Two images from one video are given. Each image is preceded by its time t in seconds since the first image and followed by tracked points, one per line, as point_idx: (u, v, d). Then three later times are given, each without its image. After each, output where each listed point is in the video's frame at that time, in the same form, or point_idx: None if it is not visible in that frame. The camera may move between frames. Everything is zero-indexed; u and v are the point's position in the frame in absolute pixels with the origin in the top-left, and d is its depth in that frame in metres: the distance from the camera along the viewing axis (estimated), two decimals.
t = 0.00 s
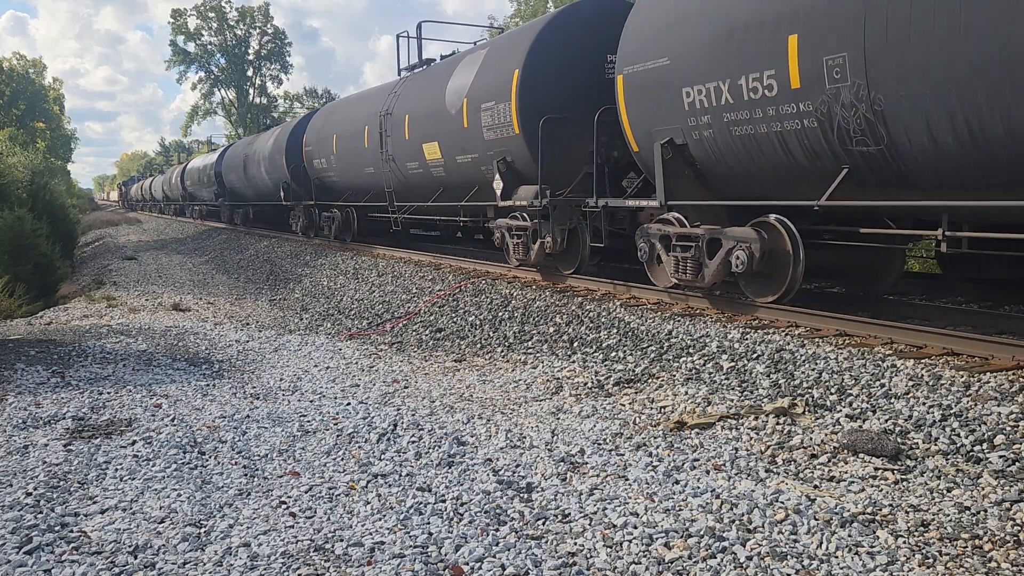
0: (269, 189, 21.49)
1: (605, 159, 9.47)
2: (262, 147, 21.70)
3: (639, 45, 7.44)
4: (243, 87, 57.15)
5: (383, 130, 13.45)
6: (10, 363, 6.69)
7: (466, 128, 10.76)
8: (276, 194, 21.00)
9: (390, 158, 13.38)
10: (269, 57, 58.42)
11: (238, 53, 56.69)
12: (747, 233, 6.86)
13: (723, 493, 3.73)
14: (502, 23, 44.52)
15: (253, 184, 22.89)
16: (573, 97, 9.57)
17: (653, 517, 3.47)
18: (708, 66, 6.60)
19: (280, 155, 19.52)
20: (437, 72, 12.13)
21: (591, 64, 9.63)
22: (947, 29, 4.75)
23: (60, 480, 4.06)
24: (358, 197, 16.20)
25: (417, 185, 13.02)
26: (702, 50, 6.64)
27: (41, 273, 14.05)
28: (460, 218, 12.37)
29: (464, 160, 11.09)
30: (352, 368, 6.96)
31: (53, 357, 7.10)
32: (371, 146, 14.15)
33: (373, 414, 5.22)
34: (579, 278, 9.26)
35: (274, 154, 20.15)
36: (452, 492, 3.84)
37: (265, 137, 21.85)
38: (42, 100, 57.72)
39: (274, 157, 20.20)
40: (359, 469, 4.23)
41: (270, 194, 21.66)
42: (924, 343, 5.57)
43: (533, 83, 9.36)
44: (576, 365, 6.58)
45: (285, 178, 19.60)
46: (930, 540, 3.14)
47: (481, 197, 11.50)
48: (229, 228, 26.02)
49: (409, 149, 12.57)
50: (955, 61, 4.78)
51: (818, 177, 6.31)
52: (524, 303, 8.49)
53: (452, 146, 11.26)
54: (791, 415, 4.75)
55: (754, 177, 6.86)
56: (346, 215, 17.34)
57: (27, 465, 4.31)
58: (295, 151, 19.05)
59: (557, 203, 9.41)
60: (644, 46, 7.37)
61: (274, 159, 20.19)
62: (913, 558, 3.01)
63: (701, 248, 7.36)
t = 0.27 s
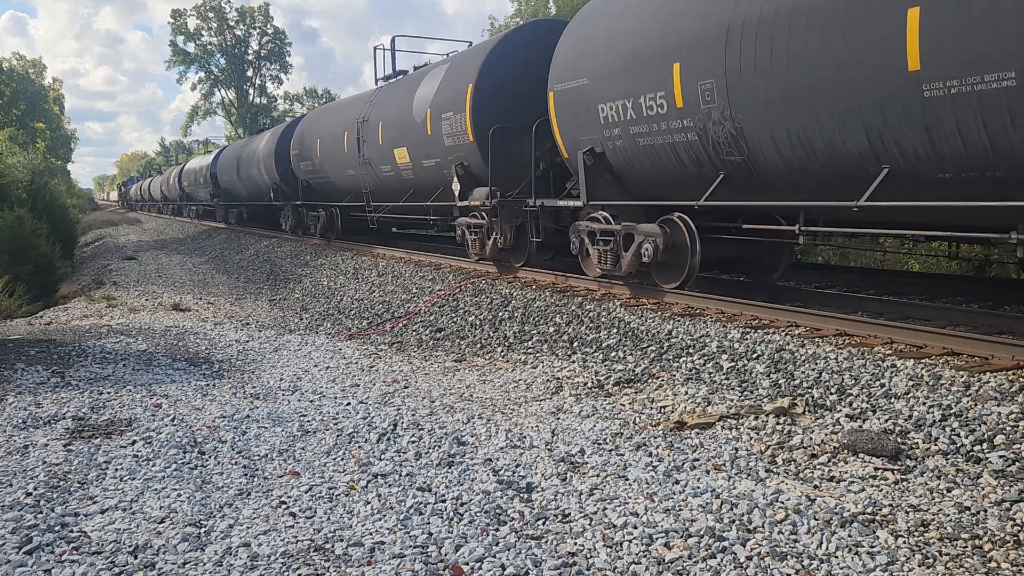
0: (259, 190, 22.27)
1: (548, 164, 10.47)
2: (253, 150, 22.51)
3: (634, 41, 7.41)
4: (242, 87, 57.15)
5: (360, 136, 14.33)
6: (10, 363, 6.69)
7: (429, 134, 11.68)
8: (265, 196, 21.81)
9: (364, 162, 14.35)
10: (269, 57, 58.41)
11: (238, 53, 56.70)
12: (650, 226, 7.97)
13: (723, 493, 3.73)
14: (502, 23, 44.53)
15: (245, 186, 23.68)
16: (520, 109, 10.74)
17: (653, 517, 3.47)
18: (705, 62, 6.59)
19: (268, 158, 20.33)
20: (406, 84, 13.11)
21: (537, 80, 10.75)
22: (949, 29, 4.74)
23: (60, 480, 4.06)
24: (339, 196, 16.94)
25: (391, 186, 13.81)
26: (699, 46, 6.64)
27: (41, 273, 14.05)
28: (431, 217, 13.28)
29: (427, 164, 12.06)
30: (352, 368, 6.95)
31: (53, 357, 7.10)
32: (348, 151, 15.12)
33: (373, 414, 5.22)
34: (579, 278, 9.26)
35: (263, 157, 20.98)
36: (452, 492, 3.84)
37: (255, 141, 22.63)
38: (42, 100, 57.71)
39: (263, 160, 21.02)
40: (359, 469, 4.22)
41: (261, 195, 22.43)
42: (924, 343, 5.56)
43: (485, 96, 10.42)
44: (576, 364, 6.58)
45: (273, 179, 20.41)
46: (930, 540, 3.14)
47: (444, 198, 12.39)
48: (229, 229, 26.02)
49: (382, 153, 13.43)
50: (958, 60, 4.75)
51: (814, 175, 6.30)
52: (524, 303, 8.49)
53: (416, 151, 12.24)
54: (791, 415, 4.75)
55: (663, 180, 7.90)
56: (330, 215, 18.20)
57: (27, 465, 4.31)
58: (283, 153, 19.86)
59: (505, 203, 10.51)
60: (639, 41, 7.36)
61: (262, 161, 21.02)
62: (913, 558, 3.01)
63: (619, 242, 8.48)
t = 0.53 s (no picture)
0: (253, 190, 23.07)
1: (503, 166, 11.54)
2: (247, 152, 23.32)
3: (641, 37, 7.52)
4: (242, 87, 57.15)
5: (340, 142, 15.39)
6: (10, 363, 6.69)
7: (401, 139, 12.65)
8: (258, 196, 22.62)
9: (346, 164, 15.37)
10: (269, 57, 58.41)
11: (238, 53, 56.70)
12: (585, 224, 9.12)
13: (723, 493, 3.73)
14: (502, 23, 44.54)
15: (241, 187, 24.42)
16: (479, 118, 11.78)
17: (653, 517, 3.47)
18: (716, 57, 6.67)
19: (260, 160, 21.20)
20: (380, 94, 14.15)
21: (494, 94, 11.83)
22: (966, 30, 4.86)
23: (60, 480, 4.06)
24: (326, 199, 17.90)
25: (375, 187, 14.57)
26: (705, 41, 6.74)
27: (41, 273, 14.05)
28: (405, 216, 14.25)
29: (398, 167, 13.11)
30: (352, 368, 6.96)
31: (53, 357, 7.10)
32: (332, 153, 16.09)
33: (373, 414, 5.22)
34: (579, 278, 9.25)
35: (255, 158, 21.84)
36: (452, 492, 3.84)
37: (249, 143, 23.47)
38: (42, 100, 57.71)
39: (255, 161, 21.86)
40: (359, 469, 4.22)
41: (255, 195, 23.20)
42: (924, 343, 5.56)
43: (447, 108, 11.45)
44: (576, 364, 6.58)
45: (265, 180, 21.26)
46: (930, 540, 3.14)
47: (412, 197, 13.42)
48: (229, 228, 26.01)
49: (360, 156, 14.47)
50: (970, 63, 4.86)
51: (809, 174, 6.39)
52: (524, 303, 8.49)
53: (389, 155, 13.28)
54: (790, 415, 4.75)
55: (593, 179, 8.92)
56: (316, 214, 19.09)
57: (27, 465, 4.31)
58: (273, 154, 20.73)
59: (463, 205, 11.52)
60: (650, 35, 7.41)
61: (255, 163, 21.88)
62: (912, 558, 3.01)
63: (556, 238, 9.63)
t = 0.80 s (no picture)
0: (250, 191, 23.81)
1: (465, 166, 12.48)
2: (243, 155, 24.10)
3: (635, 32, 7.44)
4: (242, 86, 57.14)
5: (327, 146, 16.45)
6: (10, 363, 6.69)
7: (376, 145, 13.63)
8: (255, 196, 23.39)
9: (331, 167, 16.42)
10: (269, 57, 58.42)
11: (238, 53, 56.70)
12: (531, 222, 10.08)
13: (723, 493, 3.73)
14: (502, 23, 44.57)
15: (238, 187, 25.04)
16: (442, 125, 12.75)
17: (653, 517, 3.47)
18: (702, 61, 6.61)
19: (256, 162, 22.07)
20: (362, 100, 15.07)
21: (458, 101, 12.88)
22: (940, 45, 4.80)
23: (60, 480, 4.06)
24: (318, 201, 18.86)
25: (361, 189, 15.38)
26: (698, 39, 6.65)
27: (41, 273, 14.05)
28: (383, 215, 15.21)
29: (375, 170, 14.13)
30: (352, 368, 6.96)
31: (53, 357, 7.10)
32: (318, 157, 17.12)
33: (373, 414, 5.22)
34: (579, 278, 9.26)
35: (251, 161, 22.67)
36: (452, 492, 3.84)
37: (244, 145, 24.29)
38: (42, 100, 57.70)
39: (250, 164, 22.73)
40: (359, 469, 4.22)
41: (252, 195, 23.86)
42: (924, 343, 5.56)
43: (416, 115, 12.46)
44: (576, 364, 6.58)
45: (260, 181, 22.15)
46: (930, 540, 3.14)
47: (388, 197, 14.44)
48: (229, 228, 26.01)
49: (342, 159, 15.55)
50: (946, 75, 4.82)
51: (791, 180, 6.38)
52: (524, 303, 8.49)
53: (367, 158, 14.29)
54: (790, 415, 4.75)
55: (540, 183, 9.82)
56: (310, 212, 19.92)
57: (27, 465, 4.31)
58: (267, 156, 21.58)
59: (427, 205, 12.57)
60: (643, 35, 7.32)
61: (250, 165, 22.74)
62: (912, 558, 3.01)
63: (507, 234, 10.63)
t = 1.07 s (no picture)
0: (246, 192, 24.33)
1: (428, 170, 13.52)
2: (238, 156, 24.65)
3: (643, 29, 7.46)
4: (242, 86, 57.15)
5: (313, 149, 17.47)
6: (10, 363, 6.69)
7: (355, 148, 14.75)
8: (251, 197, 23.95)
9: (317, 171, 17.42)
10: (269, 57, 58.44)
11: (238, 53, 56.71)
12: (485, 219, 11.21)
13: (723, 493, 3.73)
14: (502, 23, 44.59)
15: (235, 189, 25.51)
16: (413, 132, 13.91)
17: (653, 517, 3.47)
18: (706, 58, 6.70)
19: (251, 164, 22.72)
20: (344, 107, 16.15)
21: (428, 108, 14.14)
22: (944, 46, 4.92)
23: (60, 480, 4.06)
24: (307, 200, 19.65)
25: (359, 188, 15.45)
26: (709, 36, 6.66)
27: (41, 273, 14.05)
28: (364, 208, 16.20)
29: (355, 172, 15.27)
30: (352, 368, 6.96)
31: (53, 357, 7.10)
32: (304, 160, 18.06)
33: (373, 414, 5.22)
34: (579, 278, 9.26)
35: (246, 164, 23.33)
36: (452, 492, 3.84)
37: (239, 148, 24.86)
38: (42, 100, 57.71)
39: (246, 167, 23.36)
40: (359, 469, 4.23)
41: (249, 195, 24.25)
42: (924, 343, 5.56)
43: (389, 122, 13.63)
44: (576, 364, 6.58)
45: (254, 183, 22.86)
46: (930, 540, 3.14)
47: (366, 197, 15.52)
48: (229, 228, 26.01)
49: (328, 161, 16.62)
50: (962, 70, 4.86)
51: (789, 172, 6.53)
52: (524, 303, 8.49)
53: (348, 161, 15.37)
54: (790, 415, 4.75)
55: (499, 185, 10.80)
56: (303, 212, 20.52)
57: (27, 465, 4.31)
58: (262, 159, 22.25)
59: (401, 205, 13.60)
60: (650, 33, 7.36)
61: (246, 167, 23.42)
62: (913, 558, 3.01)
63: (467, 229, 11.75)
